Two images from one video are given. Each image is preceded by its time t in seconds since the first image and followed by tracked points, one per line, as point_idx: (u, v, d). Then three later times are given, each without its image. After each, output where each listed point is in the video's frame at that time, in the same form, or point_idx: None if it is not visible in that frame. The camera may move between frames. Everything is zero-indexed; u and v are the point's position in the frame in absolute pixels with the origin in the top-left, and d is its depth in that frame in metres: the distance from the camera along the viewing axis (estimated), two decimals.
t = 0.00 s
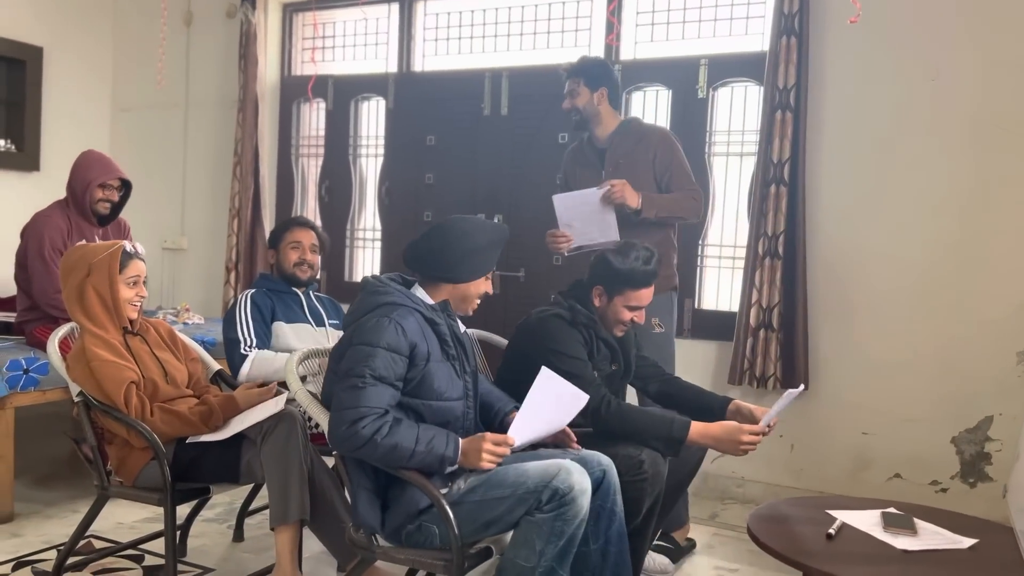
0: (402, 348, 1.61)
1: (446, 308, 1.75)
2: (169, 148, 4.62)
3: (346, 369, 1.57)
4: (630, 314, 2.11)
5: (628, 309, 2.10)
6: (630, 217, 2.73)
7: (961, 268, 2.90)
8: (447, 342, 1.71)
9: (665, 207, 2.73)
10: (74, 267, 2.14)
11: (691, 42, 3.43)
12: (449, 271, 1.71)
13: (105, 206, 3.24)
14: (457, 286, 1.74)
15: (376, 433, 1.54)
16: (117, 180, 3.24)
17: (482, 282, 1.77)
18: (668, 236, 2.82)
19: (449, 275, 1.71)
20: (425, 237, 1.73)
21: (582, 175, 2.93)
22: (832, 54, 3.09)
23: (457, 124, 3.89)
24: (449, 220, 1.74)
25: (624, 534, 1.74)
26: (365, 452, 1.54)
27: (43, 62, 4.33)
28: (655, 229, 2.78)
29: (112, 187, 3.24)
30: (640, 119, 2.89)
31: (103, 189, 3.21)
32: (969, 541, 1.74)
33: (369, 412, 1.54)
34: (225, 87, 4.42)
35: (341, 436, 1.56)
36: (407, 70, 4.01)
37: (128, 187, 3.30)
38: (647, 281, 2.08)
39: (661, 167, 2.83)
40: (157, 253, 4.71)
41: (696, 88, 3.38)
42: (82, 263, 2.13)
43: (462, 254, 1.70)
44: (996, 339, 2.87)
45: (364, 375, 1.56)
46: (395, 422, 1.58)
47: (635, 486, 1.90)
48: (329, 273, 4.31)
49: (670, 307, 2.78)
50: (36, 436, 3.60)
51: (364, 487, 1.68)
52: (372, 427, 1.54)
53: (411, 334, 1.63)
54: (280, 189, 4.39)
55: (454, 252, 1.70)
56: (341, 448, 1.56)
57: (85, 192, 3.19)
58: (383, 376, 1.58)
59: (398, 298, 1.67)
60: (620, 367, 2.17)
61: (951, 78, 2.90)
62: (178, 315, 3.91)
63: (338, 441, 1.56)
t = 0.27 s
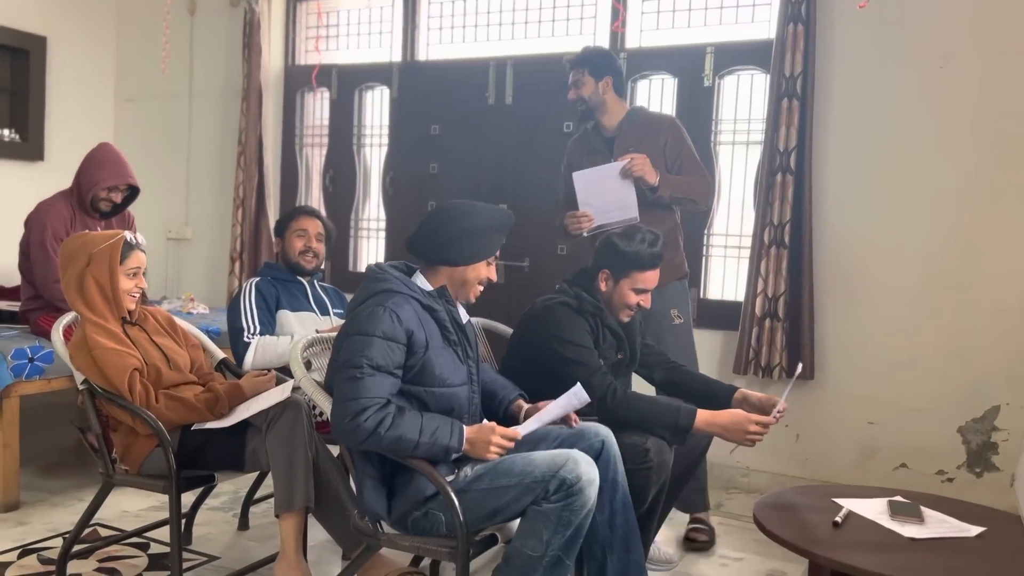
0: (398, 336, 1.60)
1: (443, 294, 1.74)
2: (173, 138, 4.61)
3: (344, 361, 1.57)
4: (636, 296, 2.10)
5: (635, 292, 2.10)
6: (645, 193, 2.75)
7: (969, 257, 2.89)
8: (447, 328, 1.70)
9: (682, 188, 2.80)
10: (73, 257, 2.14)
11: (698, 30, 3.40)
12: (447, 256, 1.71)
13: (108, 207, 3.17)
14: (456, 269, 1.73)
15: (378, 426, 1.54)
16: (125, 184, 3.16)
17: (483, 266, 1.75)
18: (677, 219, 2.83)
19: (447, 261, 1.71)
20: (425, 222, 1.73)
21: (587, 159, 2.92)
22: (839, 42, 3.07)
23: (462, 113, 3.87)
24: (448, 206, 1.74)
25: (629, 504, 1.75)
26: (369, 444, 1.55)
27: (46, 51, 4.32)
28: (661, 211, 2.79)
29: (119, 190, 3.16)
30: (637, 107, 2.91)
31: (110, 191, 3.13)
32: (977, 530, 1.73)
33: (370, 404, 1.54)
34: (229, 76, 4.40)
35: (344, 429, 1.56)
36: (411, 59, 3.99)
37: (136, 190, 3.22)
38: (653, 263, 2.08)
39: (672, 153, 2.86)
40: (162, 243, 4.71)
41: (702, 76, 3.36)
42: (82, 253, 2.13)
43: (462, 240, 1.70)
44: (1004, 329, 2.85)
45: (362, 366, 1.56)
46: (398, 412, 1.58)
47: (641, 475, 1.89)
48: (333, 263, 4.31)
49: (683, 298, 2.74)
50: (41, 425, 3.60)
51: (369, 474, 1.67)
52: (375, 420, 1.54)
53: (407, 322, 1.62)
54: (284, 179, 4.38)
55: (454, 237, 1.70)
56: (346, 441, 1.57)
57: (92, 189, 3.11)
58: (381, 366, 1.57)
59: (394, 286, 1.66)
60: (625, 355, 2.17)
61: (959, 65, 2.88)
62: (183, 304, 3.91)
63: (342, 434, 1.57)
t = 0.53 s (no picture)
0: (396, 322, 1.57)
1: (444, 280, 1.70)
2: (176, 121, 4.58)
3: (341, 348, 1.55)
4: (645, 278, 2.08)
5: (643, 272, 2.08)
6: (678, 184, 2.70)
7: (979, 242, 2.85)
8: (448, 312, 1.67)
9: (717, 180, 2.74)
10: (74, 236, 2.11)
11: (706, 12, 3.35)
12: (449, 241, 1.67)
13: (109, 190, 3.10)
14: (460, 256, 1.70)
15: (380, 415, 1.52)
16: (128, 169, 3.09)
17: (486, 251, 1.71)
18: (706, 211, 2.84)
19: (449, 245, 1.67)
20: (428, 204, 1.70)
21: (622, 142, 2.90)
22: (850, 24, 3.03)
23: (467, 96, 3.84)
24: (451, 188, 1.70)
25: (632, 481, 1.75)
26: (371, 432, 1.53)
27: (48, 32, 4.29)
28: (690, 203, 2.80)
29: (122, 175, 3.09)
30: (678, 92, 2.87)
31: (112, 175, 3.06)
32: (988, 517, 1.70)
33: (370, 392, 1.52)
34: (233, 58, 4.37)
35: (346, 418, 1.54)
36: (416, 41, 3.95)
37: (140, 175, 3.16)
38: (660, 241, 2.06)
39: (708, 143, 2.80)
40: (165, 226, 4.68)
41: (710, 58, 3.32)
42: (83, 232, 2.10)
43: (463, 224, 1.66)
44: (1014, 315, 2.82)
45: (361, 354, 1.53)
46: (399, 399, 1.55)
47: (647, 460, 1.88)
48: (337, 247, 4.28)
49: (704, 290, 2.83)
50: (44, 408, 3.59)
51: (375, 458, 1.65)
52: (376, 408, 1.52)
53: (406, 308, 1.60)
54: (287, 162, 4.34)
55: (455, 221, 1.66)
56: (347, 429, 1.55)
57: (93, 171, 3.05)
58: (379, 352, 1.55)
59: (393, 270, 1.63)
60: (633, 340, 2.15)
61: (972, 48, 2.83)
62: (186, 288, 3.89)
63: (344, 424, 1.55)
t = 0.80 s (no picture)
0: (417, 322, 1.55)
1: (468, 281, 1.68)
2: (183, 110, 4.55)
3: (359, 342, 1.53)
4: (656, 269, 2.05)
5: (654, 261, 2.05)
6: (738, 187, 2.66)
7: (995, 239, 2.81)
8: (469, 315, 1.65)
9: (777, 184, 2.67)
10: (80, 227, 2.09)
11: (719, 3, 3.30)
12: (464, 243, 1.65)
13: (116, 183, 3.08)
14: (476, 257, 1.67)
15: (391, 412, 1.50)
16: (134, 162, 3.06)
17: (503, 253, 1.68)
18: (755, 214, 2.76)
19: (461, 246, 1.65)
20: (445, 204, 1.68)
21: (677, 133, 2.79)
22: (865, 17, 2.98)
23: (476, 87, 3.80)
24: (469, 188, 1.67)
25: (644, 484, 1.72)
26: (381, 428, 1.50)
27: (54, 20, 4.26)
28: (745, 204, 2.72)
29: (128, 167, 3.07)
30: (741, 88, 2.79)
31: (118, 168, 3.04)
32: (1007, 520, 1.67)
33: (384, 389, 1.49)
34: (240, 47, 4.33)
35: (355, 413, 1.52)
36: (425, 31, 3.91)
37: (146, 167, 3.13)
38: (668, 229, 2.04)
39: (772, 144, 2.71)
40: (171, 216, 4.66)
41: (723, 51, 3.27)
42: (90, 224, 2.07)
43: (477, 226, 1.63)
44: None
45: (378, 349, 1.51)
46: (412, 397, 1.53)
47: (658, 459, 1.85)
48: (343, 239, 4.25)
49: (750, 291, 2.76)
50: (48, 399, 3.58)
51: (383, 456, 1.63)
52: (387, 405, 1.49)
53: (429, 308, 1.58)
54: (294, 152, 4.31)
55: (469, 223, 1.63)
56: (356, 424, 1.52)
57: (99, 163, 3.03)
58: (397, 350, 1.53)
59: (418, 268, 1.61)
60: (644, 336, 2.11)
61: (990, 40, 2.78)
62: (192, 279, 3.87)
63: (353, 418, 1.52)
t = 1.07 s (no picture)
0: (432, 327, 1.53)
1: (482, 286, 1.67)
2: (190, 109, 4.52)
3: (373, 347, 1.50)
4: (669, 270, 2.01)
5: (666, 262, 2.00)
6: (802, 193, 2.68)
7: (1012, 243, 2.76)
8: (484, 322, 1.63)
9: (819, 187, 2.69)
10: (88, 230, 2.06)
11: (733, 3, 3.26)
12: (480, 249, 1.62)
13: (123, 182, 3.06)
14: (492, 264, 1.64)
15: (404, 419, 1.47)
16: (141, 161, 3.04)
17: (520, 260, 1.65)
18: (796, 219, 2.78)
19: (474, 253, 1.63)
20: (461, 209, 1.64)
21: (727, 131, 2.73)
22: (881, 18, 2.94)
23: (486, 87, 3.77)
24: (485, 193, 1.63)
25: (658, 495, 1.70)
26: (393, 436, 1.48)
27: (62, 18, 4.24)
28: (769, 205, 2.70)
29: (135, 167, 3.05)
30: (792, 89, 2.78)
31: (124, 168, 3.02)
32: None
33: (396, 395, 1.47)
34: (248, 46, 4.31)
35: (367, 419, 1.49)
36: (434, 29, 3.88)
37: (153, 166, 3.11)
38: (676, 228, 2.00)
39: (827, 147, 2.75)
40: (179, 215, 4.64)
41: (736, 51, 3.24)
42: (98, 226, 2.04)
43: (491, 235, 1.60)
44: None
45: (392, 355, 1.48)
46: (425, 405, 1.50)
47: (672, 469, 1.82)
48: (351, 238, 4.22)
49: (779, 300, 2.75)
50: (54, 399, 3.56)
51: (392, 466, 1.60)
52: (400, 412, 1.47)
53: (444, 314, 1.55)
54: (302, 151, 4.28)
55: (483, 231, 1.61)
56: (368, 431, 1.50)
57: (106, 162, 3.01)
58: (410, 356, 1.50)
59: (433, 273, 1.59)
60: (658, 340, 2.09)
61: (1009, 41, 2.74)
62: (199, 279, 3.85)
63: (365, 425, 1.50)
